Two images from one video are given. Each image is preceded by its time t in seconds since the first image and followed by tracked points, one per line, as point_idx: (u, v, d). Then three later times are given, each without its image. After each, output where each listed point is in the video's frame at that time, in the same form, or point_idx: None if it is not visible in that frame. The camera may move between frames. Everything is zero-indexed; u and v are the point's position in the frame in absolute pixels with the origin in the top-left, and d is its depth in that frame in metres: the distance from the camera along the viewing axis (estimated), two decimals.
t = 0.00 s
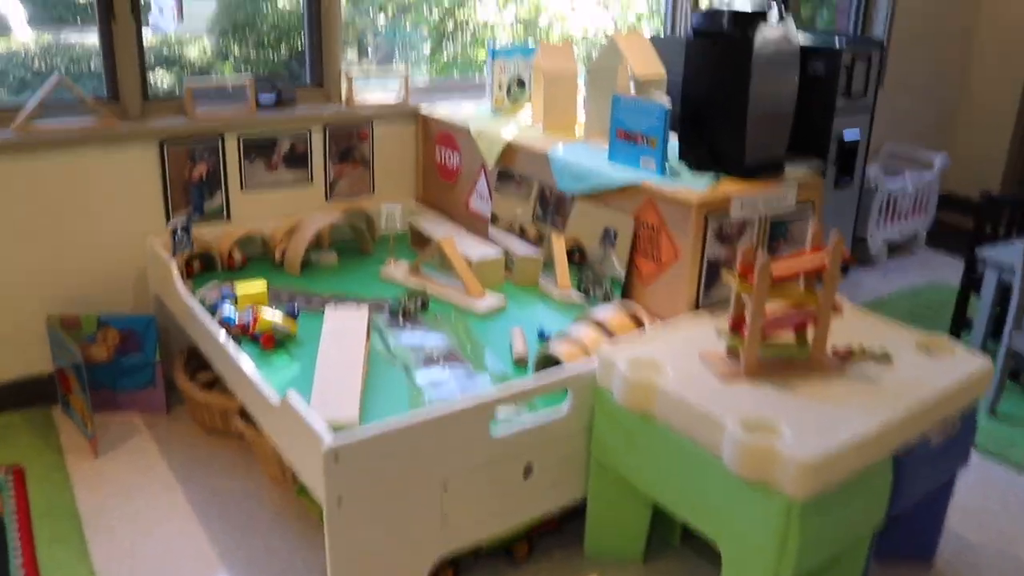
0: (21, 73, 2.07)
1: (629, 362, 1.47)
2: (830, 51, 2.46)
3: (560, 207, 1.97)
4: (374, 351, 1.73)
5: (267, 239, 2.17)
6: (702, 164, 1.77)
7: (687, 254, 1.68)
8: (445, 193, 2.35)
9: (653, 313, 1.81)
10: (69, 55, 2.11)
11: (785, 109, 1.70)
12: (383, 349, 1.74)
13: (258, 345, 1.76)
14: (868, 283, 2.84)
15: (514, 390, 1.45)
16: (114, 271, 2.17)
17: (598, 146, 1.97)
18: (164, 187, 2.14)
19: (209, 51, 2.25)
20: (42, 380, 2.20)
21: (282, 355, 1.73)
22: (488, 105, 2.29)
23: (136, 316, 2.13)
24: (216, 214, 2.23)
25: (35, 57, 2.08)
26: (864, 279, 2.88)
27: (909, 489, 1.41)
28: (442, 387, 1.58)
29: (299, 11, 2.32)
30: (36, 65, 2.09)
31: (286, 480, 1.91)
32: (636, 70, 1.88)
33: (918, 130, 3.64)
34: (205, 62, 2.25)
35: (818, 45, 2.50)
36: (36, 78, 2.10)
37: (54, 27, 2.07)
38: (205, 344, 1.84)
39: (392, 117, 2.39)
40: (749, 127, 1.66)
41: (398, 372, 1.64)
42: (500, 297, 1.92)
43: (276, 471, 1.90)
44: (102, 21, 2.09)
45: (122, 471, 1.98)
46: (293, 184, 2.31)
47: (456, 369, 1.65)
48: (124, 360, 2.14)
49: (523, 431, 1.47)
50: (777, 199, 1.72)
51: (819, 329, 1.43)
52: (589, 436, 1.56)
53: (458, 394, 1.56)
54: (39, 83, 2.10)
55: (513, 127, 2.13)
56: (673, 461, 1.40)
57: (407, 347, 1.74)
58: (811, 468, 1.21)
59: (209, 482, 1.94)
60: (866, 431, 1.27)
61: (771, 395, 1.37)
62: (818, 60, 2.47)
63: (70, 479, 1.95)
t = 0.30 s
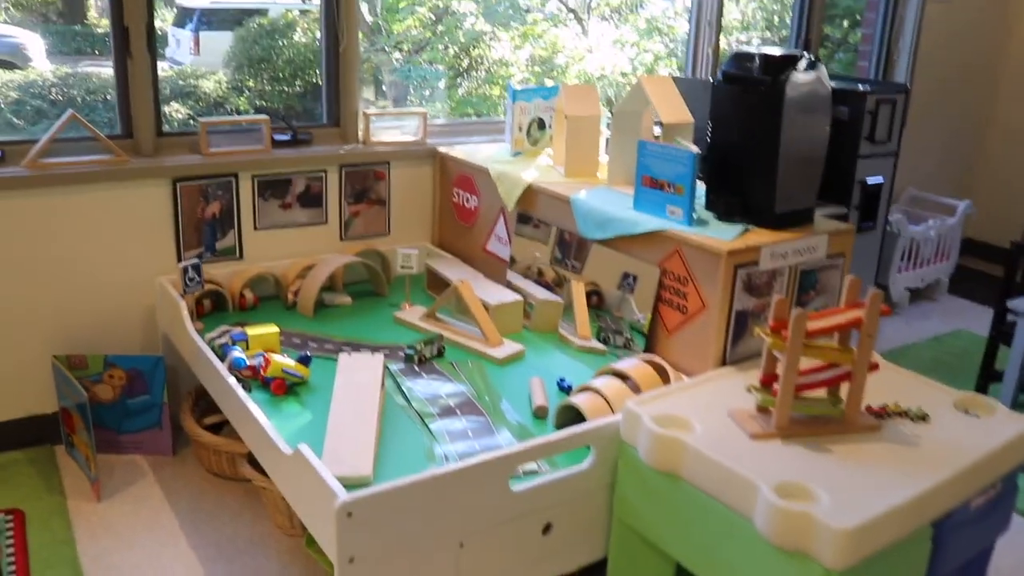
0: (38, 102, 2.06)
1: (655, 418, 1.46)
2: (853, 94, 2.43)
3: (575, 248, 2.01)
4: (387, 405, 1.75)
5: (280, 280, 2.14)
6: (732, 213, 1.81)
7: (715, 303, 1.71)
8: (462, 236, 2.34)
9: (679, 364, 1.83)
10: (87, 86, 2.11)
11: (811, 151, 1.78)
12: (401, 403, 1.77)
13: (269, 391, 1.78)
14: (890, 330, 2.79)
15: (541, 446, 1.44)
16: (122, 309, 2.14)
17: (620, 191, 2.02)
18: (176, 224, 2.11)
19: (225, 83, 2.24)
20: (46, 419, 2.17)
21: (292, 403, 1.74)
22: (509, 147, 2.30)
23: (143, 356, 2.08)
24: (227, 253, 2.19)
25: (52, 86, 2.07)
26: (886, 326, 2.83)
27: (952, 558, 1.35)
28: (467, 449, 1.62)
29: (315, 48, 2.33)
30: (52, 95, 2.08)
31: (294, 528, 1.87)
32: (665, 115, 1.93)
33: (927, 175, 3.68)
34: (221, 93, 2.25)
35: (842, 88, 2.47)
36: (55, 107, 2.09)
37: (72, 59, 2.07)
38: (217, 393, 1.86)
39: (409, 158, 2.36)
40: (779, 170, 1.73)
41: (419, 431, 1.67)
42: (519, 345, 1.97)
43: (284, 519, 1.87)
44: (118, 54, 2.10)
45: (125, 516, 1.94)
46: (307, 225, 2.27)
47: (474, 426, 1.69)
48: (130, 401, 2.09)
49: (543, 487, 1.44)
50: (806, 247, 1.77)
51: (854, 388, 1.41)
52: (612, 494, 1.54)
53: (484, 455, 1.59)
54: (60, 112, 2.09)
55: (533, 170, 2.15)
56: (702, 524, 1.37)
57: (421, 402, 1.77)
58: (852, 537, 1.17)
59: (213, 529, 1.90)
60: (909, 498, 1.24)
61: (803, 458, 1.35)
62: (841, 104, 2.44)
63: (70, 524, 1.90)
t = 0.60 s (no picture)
0: (56, 124, 2.12)
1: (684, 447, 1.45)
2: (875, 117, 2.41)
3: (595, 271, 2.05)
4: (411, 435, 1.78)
5: (300, 305, 2.16)
6: (757, 239, 1.83)
7: (741, 330, 1.73)
8: (482, 261, 2.37)
9: (704, 389, 1.86)
10: (104, 108, 2.16)
11: (836, 175, 1.79)
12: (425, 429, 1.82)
13: (291, 418, 1.83)
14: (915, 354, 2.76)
15: (570, 475, 1.42)
16: (143, 335, 2.15)
17: (642, 216, 2.06)
18: (197, 250, 2.13)
19: (241, 105, 2.29)
20: (68, 443, 2.18)
21: (314, 430, 1.78)
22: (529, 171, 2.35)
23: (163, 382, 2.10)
24: (248, 278, 2.20)
25: (70, 109, 2.13)
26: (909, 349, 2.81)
27: None
28: (490, 475, 1.66)
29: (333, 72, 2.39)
30: (71, 117, 2.13)
31: (316, 555, 1.89)
32: (687, 139, 1.94)
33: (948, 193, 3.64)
34: (237, 116, 2.30)
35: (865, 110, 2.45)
36: (72, 128, 2.14)
37: (90, 82, 2.13)
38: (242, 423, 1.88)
39: (429, 183, 2.38)
40: (804, 196, 1.75)
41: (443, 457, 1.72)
42: (542, 372, 2.03)
43: (306, 546, 1.88)
44: (140, 78, 2.16)
45: (144, 544, 1.95)
46: (328, 249, 2.28)
47: (498, 452, 1.74)
48: (150, 426, 2.12)
49: (570, 517, 1.43)
50: (834, 272, 1.78)
51: (884, 418, 1.39)
52: (640, 523, 1.52)
53: (508, 484, 1.63)
54: (76, 134, 2.14)
55: (554, 195, 2.19)
56: (733, 555, 1.34)
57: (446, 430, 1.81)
58: (888, 569, 1.14)
59: (233, 557, 1.91)
60: (946, 529, 1.21)
61: (835, 488, 1.33)
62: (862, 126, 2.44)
63: (91, 550, 1.92)
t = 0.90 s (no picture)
0: (123, 130, 2.20)
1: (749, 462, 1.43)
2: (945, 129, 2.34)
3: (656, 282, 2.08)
4: (471, 448, 1.82)
5: (360, 312, 2.21)
6: (823, 252, 1.81)
7: (807, 343, 1.72)
8: (541, 270, 2.39)
9: (766, 403, 1.85)
10: (169, 115, 2.24)
11: (907, 189, 1.75)
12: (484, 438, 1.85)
13: (352, 424, 1.89)
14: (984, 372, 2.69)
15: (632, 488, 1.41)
16: (208, 340, 2.20)
17: (705, 228, 2.07)
18: (261, 254, 2.18)
19: (301, 111, 2.35)
20: (133, 444, 2.26)
21: (375, 437, 1.85)
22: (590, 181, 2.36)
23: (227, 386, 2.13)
24: (309, 284, 2.24)
25: (136, 115, 2.20)
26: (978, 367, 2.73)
27: None
28: (548, 488, 1.67)
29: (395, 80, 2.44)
30: (137, 124, 2.21)
31: (373, 561, 1.93)
32: (753, 151, 1.95)
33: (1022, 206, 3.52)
34: (297, 123, 2.36)
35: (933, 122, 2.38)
36: (137, 135, 2.22)
37: (155, 89, 2.21)
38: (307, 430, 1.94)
39: (491, 191, 2.39)
40: (872, 210, 1.72)
41: (503, 469, 1.74)
42: (603, 384, 2.05)
43: (364, 552, 1.93)
44: (206, 86, 2.24)
45: (205, 544, 2.02)
46: (388, 256, 2.31)
47: (557, 464, 1.76)
48: (213, 428, 2.16)
49: (630, 530, 1.42)
50: (903, 287, 1.76)
51: (956, 438, 1.36)
52: (699, 538, 1.51)
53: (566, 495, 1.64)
54: (141, 140, 2.22)
55: (616, 205, 2.22)
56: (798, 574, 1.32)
57: (506, 441, 1.84)
58: None
59: (291, 561, 1.96)
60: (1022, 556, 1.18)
61: (906, 509, 1.30)
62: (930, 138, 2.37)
63: (154, 548, 1.99)
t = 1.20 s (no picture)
0: (194, 145, 2.26)
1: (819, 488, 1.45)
2: None
3: (723, 304, 2.06)
4: (537, 467, 1.82)
5: (427, 328, 2.24)
6: (897, 275, 1.77)
7: (881, 370, 1.68)
8: (608, 288, 2.40)
9: (838, 430, 1.81)
10: (240, 132, 2.29)
11: (985, 209, 1.71)
12: (549, 458, 1.85)
13: (418, 440, 1.91)
14: None
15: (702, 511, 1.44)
16: (276, 354, 2.24)
17: (775, 249, 2.04)
18: (331, 271, 2.21)
19: (368, 128, 2.38)
20: (202, 455, 2.31)
21: (441, 455, 1.86)
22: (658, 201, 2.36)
23: (293, 400, 2.16)
24: (377, 300, 2.27)
25: (208, 131, 2.26)
26: None
27: None
28: (615, 510, 1.66)
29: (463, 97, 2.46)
30: (208, 139, 2.27)
31: None
32: (824, 170, 1.92)
33: None
34: (364, 139, 2.39)
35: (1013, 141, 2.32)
36: (208, 150, 2.27)
37: (226, 105, 2.26)
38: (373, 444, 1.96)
39: (560, 210, 2.41)
40: (950, 232, 1.67)
41: (569, 490, 1.74)
42: (669, 405, 2.03)
43: (427, 568, 1.91)
44: (278, 103, 2.29)
45: (271, 556, 2.04)
46: (456, 274, 2.34)
47: (623, 485, 1.75)
48: (280, 441, 2.19)
49: (698, 554, 1.44)
50: (982, 311, 1.71)
51: None
52: (768, 564, 1.53)
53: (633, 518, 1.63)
54: (212, 155, 2.28)
55: (685, 225, 2.21)
56: None
57: (572, 462, 1.84)
58: None
59: None
60: None
61: (980, 540, 1.32)
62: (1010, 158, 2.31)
63: (221, 559, 2.02)
